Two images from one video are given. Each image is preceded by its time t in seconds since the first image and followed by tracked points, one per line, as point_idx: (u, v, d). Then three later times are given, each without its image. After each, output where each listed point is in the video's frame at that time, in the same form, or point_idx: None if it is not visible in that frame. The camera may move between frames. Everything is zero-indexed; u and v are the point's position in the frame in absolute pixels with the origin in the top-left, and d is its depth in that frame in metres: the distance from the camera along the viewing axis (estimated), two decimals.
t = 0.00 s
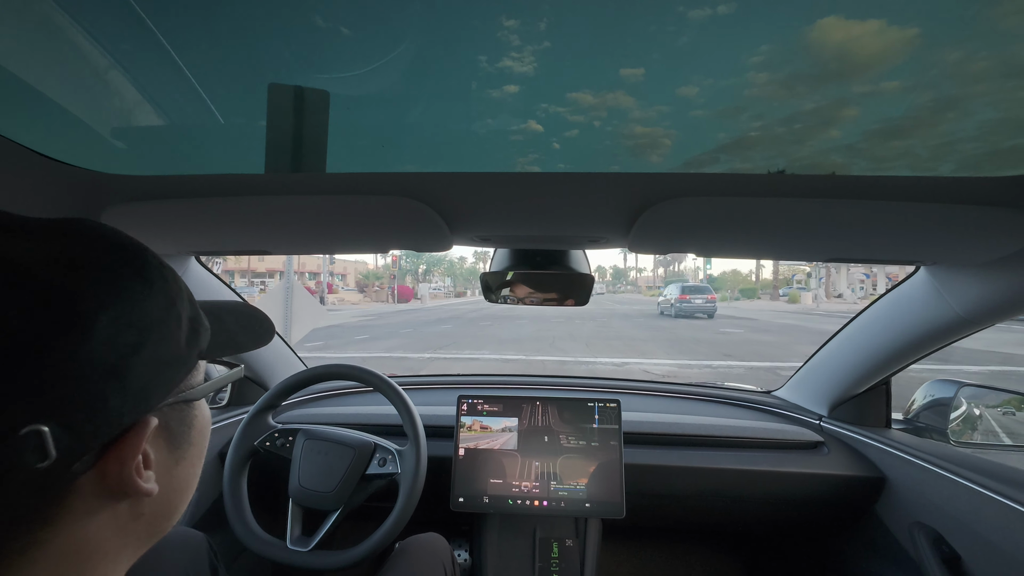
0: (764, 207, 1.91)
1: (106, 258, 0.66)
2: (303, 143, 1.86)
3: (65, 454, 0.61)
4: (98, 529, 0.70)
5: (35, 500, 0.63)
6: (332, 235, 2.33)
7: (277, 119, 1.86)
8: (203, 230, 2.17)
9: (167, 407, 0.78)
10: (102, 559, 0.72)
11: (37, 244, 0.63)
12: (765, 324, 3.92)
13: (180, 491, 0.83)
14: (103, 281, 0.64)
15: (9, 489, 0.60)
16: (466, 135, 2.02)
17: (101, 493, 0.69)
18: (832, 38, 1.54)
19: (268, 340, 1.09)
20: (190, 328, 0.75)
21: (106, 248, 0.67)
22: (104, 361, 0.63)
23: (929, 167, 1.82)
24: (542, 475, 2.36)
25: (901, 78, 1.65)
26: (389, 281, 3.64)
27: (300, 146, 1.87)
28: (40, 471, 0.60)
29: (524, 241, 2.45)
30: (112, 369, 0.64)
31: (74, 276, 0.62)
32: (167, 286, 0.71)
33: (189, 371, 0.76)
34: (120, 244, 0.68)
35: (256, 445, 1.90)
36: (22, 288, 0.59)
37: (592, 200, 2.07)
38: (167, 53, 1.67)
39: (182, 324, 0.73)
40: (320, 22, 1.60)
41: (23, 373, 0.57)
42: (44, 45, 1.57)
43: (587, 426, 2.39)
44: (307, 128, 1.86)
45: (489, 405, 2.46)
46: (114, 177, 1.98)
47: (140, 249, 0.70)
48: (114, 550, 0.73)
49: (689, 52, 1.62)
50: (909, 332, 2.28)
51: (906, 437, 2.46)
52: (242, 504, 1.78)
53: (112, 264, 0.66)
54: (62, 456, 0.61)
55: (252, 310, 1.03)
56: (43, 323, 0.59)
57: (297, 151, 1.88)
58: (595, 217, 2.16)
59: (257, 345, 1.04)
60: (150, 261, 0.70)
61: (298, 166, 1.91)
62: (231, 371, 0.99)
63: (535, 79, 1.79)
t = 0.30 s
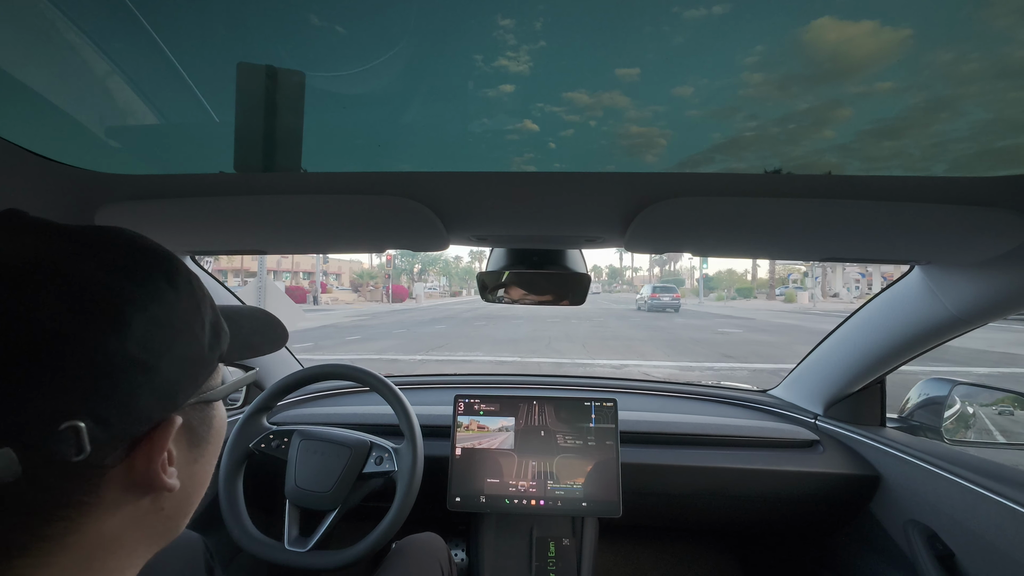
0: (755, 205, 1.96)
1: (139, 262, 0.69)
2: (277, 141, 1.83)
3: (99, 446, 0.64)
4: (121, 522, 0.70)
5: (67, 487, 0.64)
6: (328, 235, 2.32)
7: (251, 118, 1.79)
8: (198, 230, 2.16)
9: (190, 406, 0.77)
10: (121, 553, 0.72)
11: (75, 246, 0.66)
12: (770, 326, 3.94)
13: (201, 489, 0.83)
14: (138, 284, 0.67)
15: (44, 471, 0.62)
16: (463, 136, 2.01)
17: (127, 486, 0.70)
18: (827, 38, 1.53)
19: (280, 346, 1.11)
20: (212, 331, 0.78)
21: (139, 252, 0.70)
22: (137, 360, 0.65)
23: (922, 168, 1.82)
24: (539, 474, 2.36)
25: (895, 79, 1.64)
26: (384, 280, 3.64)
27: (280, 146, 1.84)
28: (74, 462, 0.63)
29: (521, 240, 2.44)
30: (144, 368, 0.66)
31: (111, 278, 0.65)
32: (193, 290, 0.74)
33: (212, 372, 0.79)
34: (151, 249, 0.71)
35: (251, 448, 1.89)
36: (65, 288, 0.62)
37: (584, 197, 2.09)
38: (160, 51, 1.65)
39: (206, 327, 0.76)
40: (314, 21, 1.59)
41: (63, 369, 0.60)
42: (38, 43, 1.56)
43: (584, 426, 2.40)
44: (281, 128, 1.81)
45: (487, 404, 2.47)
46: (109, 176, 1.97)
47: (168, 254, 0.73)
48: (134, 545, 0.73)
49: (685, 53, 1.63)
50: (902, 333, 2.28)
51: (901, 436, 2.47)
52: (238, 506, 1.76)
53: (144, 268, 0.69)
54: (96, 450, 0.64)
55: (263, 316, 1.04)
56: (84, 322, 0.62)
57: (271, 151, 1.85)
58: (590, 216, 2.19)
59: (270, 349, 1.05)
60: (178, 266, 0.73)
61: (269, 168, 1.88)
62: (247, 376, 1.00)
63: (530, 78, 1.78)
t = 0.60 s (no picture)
0: (762, 207, 1.85)
1: (138, 264, 0.68)
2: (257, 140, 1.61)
3: (90, 450, 0.62)
4: (114, 525, 0.69)
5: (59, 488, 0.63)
6: (324, 236, 2.30)
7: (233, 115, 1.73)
8: (194, 232, 2.14)
9: (185, 406, 0.78)
10: (114, 558, 0.71)
11: (69, 245, 0.65)
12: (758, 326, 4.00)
13: (194, 492, 0.82)
14: (137, 286, 0.67)
15: (35, 473, 0.60)
16: (461, 136, 2.06)
17: (120, 487, 0.69)
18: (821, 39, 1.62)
19: (280, 348, 1.07)
20: (207, 333, 0.78)
21: (139, 254, 0.70)
22: (132, 362, 0.65)
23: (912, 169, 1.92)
24: (536, 474, 2.36)
25: (889, 80, 1.79)
26: (380, 280, 3.63)
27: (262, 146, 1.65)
28: (65, 465, 0.62)
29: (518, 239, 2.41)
30: (139, 369, 0.66)
31: (111, 279, 0.65)
32: (190, 293, 0.74)
33: (205, 374, 0.79)
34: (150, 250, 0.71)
35: (247, 450, 1.88)
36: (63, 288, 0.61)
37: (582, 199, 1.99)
38: (154, 47, 1.66)
39: (201, 330, 0.76)
40: (312, 19, 1.62)
41: (58, 370, 0.60)
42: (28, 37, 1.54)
43: (581, 425, 2.40)
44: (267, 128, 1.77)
45: (483, 404, 2.46)
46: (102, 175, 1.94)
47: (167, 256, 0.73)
48: (126, 550, 0.72)
49: (678, 53, 1.70)
50: (896, 331, 2.29)
51: (895, 434, 2.49)
52: (235, 507, 1.75)
53: (144, 270, 0.69)
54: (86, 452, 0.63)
55: (263, 318, 1.02)
56: (83, 322, 0.61)
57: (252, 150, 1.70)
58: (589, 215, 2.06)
59: (271, 351, 1.03)
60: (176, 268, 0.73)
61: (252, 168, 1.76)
62: (245, 376, 0.99)
63: (527, 79, 1.84)
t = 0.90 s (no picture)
0: (759, 205, 1.84)
1: (103, 260, 0.63)
2: (248, 142, 1.82)
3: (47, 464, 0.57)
4: (82, 538, 0.66)
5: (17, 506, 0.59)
6: (321, 236, 2.29)
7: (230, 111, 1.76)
8: (191, 231, 2.13)
9: (158, 412, 0.74)
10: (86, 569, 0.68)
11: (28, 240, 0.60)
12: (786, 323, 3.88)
13: (171, 498, 0.79)
14: (103, 283, 0.61)
15: None
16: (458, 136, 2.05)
17: (87, 500, 0.65)
18: (819, 39, 1.64)
19: (269, 345, 1.05)
20: (184, 333, 0.73)
21: (106, 250, 0.65)
22: (98, 365, 0.60)
23: (910, 167, 1.98)
24: (534, 472, 2.36)
25: (884, 80, 1.81)
26: (377, 279, 3.64)
27: (251, 145, 1.82)
28: (20, 480, 0.57)
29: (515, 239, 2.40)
30: (104, 373, 0.61)
31: (74, 276, 0.60)
32: (165, 290, 0.69)
33: (181, 376, 0.73)
34: (120, 245, 0.66)
35: (244, 449, 1.88)
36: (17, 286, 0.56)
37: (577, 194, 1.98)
38: (150, 44, 1.62)
39: (177, 330, 0.70)
40: (307, 18, 1.59)
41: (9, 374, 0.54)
42: (20, 33, 1.52)
43: (578, 423, 2.40)
44: (256, 127, 1.79)
45: (481, 402, 2.46)
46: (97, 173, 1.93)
47: (138, 251, 0.68)
48: (99, 561, 0.69)
49: (676, 54, 1.70)
50: (895, 328, 2.29)
51: (891, 432, 2.49)
52: (232, 506, 1.76)
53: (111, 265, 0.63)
54: (43, 463, 0.57)
55: (254, 314, 0.99)
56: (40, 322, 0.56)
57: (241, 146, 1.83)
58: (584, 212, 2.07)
59: (259, 348, 1.00)
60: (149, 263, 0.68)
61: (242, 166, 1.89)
62: (232, 374, 0.96)
63: (525, 79, 1.84)
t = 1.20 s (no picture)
0: (760, 206, 1.83)
1: (75, 260, 0.63)
2: (242, 139, 1.74)
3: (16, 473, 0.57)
4: (58, 545, 0.65)
5: None
6: (319, 236, 2.28)
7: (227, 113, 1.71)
8: (191, 233, 2.12)
9: (138, 413, 0.74)
10: None
11: None
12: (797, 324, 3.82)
13: (153, 502, 0.79)
14: (72, 283, 0.61)
15: None
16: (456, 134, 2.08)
17: (61, 509, 0.64)
18: (817, 40, 1.71)
19: (261, 339, 1.05)
20: (165, 333, 0.71)
21: (79, 250, 0.64)
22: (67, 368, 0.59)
23: (908, 167, 1.96)
24: (533, 471, 2.37)
25: (882, 81, 1.87)
26: (374, 279, 3.66)
27: (246, 141, 1.75)
28: None
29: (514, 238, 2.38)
30: (75, 377, 0.60)
31: (42, 277, 0.59)
32: (142, 290, 0.68)
33: (162, 377, 0.72)
34: (93, 245, 0.66)
35: (242, 449, 1.87)
36: None
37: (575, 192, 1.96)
38: (148, 42, 1.66)
39: (156, 331, 0.69)
40: (306, 18, 1.66)
41: None
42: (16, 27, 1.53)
43: (577, 422, 2.41)
44: (250, 127, 1.73)
45: (479, 402, 2.46)
46: (93, 172, 1.91)
47: (111, 250, 0.67)
48: (79, 566, 0.69)
49: (673, 54, 1.76)
50: (892, 327, 2.30)
51: (888, 430, 2.51)
52: (230, 506, 1.75)
53: (83, 264, 0.63)
54: (13, 472, 0.57)
55: (242, 308, 0.99)
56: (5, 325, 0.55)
57: (236, 143, 1.75)
58: (585, 211, 2.03)
59: (247, 344, 1.00)
60: (123, 263, 0.67)
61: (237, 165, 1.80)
62: (216, 373, 0.96)
63: (523, 78, 1.89)
